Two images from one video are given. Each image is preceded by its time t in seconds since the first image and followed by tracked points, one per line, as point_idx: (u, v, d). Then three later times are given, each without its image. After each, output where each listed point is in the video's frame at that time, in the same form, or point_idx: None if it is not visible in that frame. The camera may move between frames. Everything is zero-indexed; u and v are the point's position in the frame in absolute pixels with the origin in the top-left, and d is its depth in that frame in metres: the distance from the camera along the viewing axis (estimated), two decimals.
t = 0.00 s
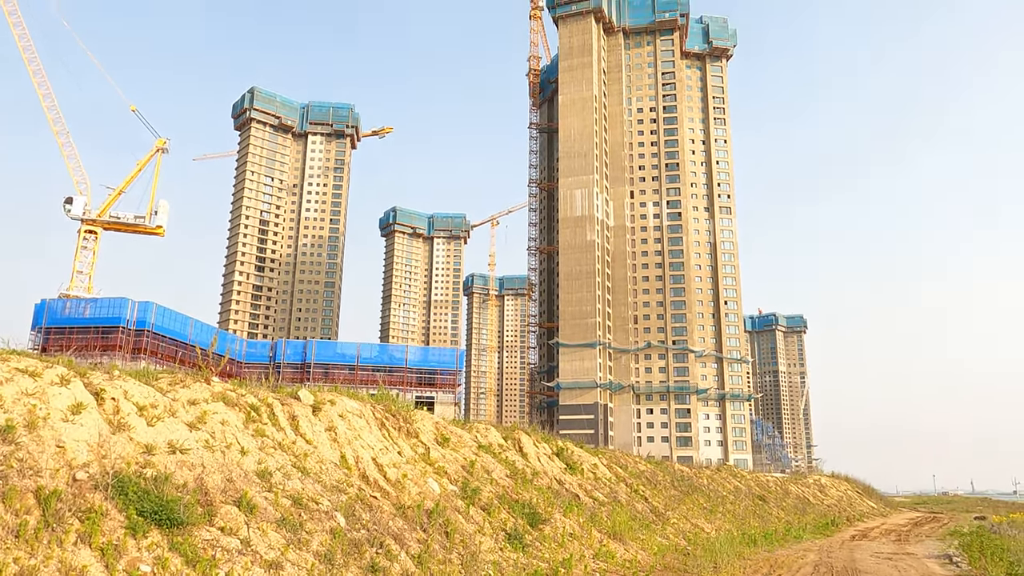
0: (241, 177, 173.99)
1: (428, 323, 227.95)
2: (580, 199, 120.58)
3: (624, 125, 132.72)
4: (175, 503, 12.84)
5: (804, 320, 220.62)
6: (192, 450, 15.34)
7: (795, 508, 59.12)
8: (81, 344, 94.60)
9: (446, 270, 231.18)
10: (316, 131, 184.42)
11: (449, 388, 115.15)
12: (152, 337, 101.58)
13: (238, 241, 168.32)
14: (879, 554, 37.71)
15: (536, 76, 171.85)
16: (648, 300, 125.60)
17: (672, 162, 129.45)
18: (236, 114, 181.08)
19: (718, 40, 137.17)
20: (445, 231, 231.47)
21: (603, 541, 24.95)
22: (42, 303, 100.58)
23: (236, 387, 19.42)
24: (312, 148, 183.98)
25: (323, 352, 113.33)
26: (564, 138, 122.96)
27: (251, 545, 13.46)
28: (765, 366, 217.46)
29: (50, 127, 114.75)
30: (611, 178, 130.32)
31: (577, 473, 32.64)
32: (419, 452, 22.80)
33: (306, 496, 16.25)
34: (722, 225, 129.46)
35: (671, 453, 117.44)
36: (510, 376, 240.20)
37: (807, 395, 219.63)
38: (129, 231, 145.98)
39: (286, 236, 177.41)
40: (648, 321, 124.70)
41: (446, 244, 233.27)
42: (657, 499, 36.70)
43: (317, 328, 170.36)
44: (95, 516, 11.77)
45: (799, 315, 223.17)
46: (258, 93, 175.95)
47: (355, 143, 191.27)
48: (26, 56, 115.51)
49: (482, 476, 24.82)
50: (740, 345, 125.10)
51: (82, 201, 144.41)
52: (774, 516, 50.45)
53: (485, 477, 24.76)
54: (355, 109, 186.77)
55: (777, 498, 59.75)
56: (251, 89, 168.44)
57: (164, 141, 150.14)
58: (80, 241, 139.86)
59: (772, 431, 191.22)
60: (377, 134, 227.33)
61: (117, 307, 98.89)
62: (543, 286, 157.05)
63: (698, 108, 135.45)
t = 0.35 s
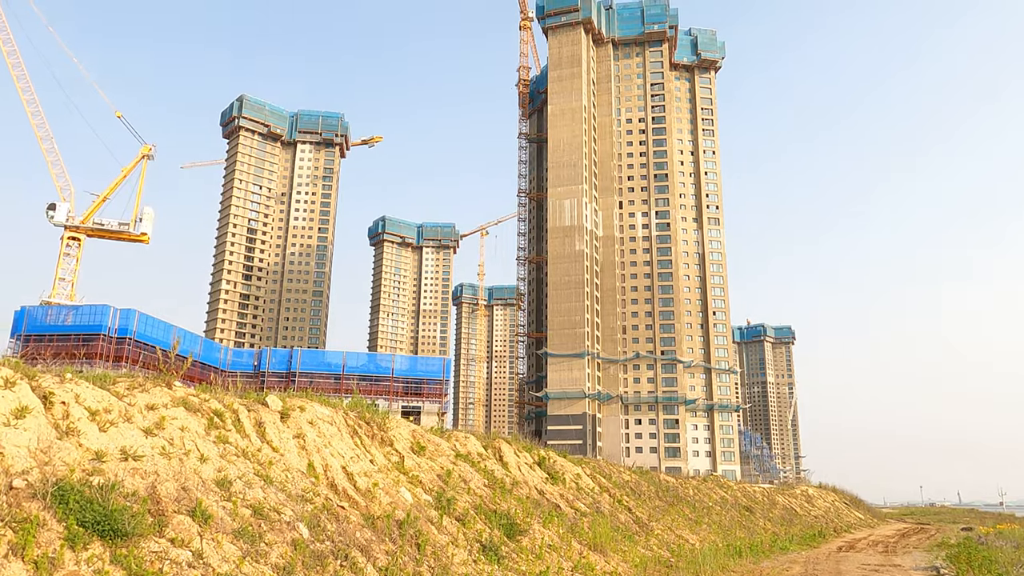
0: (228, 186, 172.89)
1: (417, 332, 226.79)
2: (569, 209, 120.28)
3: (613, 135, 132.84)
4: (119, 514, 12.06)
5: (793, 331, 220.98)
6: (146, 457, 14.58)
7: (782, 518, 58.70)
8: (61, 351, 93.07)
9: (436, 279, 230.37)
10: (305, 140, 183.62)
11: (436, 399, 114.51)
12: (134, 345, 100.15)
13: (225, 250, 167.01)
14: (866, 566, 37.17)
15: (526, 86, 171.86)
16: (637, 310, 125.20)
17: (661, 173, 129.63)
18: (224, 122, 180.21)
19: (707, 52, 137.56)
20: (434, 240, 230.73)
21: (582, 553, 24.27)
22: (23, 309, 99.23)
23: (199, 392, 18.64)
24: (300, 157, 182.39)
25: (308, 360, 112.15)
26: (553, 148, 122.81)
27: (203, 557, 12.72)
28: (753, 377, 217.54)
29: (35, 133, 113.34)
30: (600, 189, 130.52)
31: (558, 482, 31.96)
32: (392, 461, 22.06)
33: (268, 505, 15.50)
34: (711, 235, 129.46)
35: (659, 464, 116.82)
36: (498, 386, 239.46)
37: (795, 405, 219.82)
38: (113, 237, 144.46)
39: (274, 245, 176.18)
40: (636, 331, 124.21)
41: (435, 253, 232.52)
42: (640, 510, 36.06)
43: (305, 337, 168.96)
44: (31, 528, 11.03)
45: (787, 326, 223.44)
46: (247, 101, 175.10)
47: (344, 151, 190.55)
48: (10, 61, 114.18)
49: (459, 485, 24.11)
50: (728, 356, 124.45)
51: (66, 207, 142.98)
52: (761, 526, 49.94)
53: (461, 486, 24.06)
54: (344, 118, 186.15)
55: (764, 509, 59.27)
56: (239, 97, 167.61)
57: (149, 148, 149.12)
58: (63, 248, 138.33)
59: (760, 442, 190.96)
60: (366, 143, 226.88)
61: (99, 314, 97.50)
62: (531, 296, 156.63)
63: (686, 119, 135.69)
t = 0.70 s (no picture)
0: (219, 189, 171.76)
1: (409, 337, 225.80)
2: (561, 214, 119.80)
3: (606, 140, 131.88)
4: (68, 516, 11.35)
5: (784, 337, 220.92)
6: (106, 458, 13.85)
7: (772, 524, 58.06)
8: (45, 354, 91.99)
9: (428, 284, 229.48)
10: (297, 143, 182.75)
11: (426, 403, 113.55)
12: (119, 348, 99.04)
13: (215, 253, 165.84)
14: (857, 573, 36.66)
15: (518, 90, 171.55)
16: (628, 315, 124.74)
17: (653, 178, 129.61)
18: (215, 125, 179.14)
19: (699, 58, 137.63)
20: (427, 244, 229.95)
21: (568, 559, 23.61)
22: (7, 311, 98.08)
23: (168, 391, 17.89)
24: (292, 160, 181.96)
25: (297, 364, 111.21)
26: (546, 153, 122.41)
27: (161, 563, 12.02)
28: (744, 383, 217.41)
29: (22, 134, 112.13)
30: (593, 194, 129.40)
31: (545, 486, 31.31)
32: (372, 464, 21.37)
33: (235, 509, 14.78)
34: (702, 241, 129.39)
35: (650, 469, 116.31)
36: (490, 391, 238.79)
37: (786, 411, 219.60)
38: (100, 240, 143.08)
39: (265, 248, 175.00)
40: (628, 337, 123.80)
41: (428, 258, 231.67)
42: (629, 515, 35.41)
43: (296, 341, 167.76)
44: None
45: (778, 332, 223.51)
46: (239, 104, 174.18)
47: (336, 155, 189.80)
48: None
49: (441, 489, 23.41)
50: (720, 361, 124.33)
51: (53, 209, 141.61)
52: (751, 532, 49.38)
53: (443, 490, 23.39)
54: (336, 122, 185.38)
55: (754, 515, 58.59)
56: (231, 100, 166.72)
57: (139, 150, 148.07)
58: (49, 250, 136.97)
59: (751, 448, 190.68)
60: (359, 147, 226.22)
61: (84, 316, 96.35)
62: (523, 300, 156.22)
63: (678, 125, 135.69)
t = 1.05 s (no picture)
0: (213, 188, 170.57)
1: (403, 336, 225.03)
2: (556, 214, 119.19)
3: (600, 140, 131.95)
4: (12, 521, 10.62)
5: (779, 337, 220.64)
6: (62, 457, 13.11)
7: (766, 525, 57.53)
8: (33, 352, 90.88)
9: (422, 284, 228.94)
10: (291, 142, 181.76)
11: (419, 402, 112.41)
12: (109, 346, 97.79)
13: (209, 252, 164.80)
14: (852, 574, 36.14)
15: (513, 90, 170.86)
16: (623, 315, 124.23)
17: (649, 178, 128.66)
18: (209, 123, 177.96)
19: (694, 57, 137.09)
20: (421, 244, 229.15)
21: (555, 562, 22.94)
22: None
23: (136, 388, 17.14)
24: (287, 159, 181.18)
25: (289, 363, 110.51)
26: (540, 152, 121.80)
27: (113, 570, 11.29)
28: (739, 383, 217.18)
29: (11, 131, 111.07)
30: (587, 194, 129.91)
31: (534, 487, 30.60)
32: (351, 464, 20.64)
33: (201, 511, 14.05)
34: (697, 241, 128.61)
35: (644, 469, 115.63)
36: (485, 391, 238.56)
37: (781, 412, 219.36)
38: (90, 237, 141.93)
39: (259, 247, 174.02)
40: (623, 337, 123.19)
41: (422, 257, 231.01)
42: (619, 516, 34.70)
43: (290, 340, 166.80)
44: None
45: (773, 332, 223.20)
46: (233, 102, 173.17)
47: (331, 154, 188.84)
48: None
49: (424, 490, 22.70)
50: (714, 361, 123.73)
51: (43, 206, 140.51)
52: (745, 533, 48.87)
53: (427, 491, 22.69)
54: (331, 120, 184.44)
55: (748, 515, 58.06)
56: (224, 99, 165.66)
57: (130, 146, 146.99)
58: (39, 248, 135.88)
59: (746, 448, 190.38)
60: (353, 146, 225.33)
61: (73, 315, 95.22)
62: (518, 300, 155.77)
63: (673, 125, 135.12)
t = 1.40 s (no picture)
0: (210, 187, 169.95)
1: (400, 337, 224.34)
2: (553, 214, 118.60)
3: (598, 140, 131.10)
4: None
5: (776, 338, 220.18)
6: (15, 451, 12.45)
7: (762, 526, 56.91)
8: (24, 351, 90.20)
9: (420, 285, 228.54)
10: (288, 142, 181.00)
11: (414, 402, 111.60)
12: (101, 345, 96.83)
13: (205, 252, 164.06)
14: None
15: (511, 90, 170.22)
16: (620, 315, 123.65)
17: (646, 178, 128.16)
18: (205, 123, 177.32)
19: (691, 58, 136.60)
20: (419, 244, 228.45)
21: (541, 562, 22.29)
22: None
23: (104, 383, 16.49)
24: (284, 159, 180.82)
25: (282, 362, 109.82)
26: (537, 153, 121.20)
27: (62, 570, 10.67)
28: (737, 385, 216.55)
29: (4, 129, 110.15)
30: (584, 194, 129.28)
31: (522, 486, 29.95)
32: (330, 461, 20.00)
33: (163, 509, 13.41)
34: (694, 242, 128.24)
35: (642, 470, 114.76)
36: (482, 392, 238.80)
37: (778, 413, 218.78)
38: (84, 236, 141.04)
39: (255, 247, 173.18)
40: (620, 337, 122.60)
41: (420, 258, 230.46)
42: (610, 516, 34.04)
43: (286, 340, 166.01)
44: None
45: (771, 333, 222.72)
46: (230, 102, 172.50)
47: (328, 155, 188.16)
48: None
49: (407, 488, 22.05)
50: (711, 362, 123.67)
51: (36, 205, 139.66)
52: (739, 534, 48.27)
53: (410, 489, 22.07)
54: (328, 120, 183.69)
55: (743, 516, 57.49)
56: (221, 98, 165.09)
57: (123, 145, 146.23)
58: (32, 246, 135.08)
59: (743, 449, 189.74)
60: (350, 147, 224.74)
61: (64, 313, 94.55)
62: (514, 300, 155.28)
63: (671, 125, 134.61)
